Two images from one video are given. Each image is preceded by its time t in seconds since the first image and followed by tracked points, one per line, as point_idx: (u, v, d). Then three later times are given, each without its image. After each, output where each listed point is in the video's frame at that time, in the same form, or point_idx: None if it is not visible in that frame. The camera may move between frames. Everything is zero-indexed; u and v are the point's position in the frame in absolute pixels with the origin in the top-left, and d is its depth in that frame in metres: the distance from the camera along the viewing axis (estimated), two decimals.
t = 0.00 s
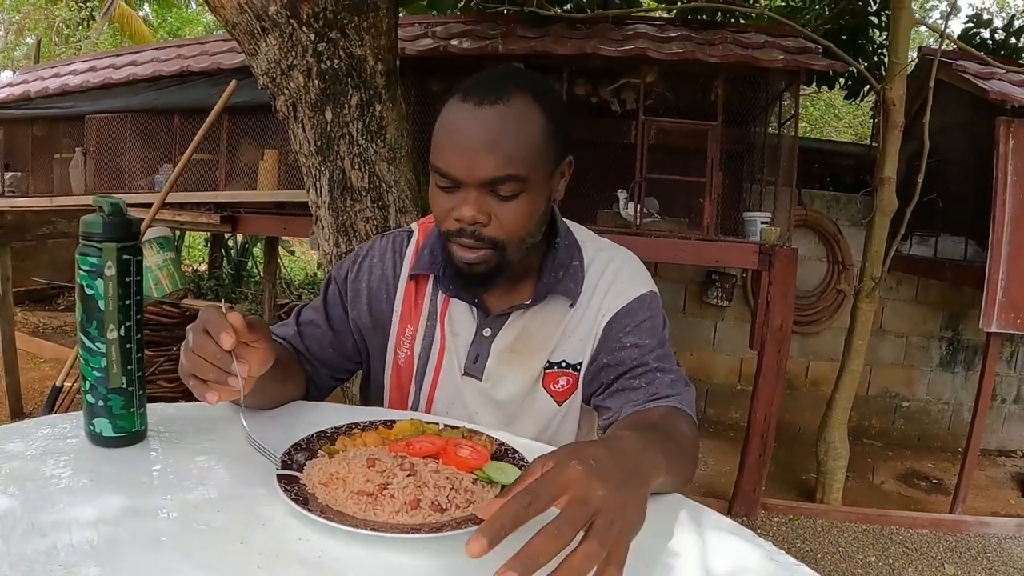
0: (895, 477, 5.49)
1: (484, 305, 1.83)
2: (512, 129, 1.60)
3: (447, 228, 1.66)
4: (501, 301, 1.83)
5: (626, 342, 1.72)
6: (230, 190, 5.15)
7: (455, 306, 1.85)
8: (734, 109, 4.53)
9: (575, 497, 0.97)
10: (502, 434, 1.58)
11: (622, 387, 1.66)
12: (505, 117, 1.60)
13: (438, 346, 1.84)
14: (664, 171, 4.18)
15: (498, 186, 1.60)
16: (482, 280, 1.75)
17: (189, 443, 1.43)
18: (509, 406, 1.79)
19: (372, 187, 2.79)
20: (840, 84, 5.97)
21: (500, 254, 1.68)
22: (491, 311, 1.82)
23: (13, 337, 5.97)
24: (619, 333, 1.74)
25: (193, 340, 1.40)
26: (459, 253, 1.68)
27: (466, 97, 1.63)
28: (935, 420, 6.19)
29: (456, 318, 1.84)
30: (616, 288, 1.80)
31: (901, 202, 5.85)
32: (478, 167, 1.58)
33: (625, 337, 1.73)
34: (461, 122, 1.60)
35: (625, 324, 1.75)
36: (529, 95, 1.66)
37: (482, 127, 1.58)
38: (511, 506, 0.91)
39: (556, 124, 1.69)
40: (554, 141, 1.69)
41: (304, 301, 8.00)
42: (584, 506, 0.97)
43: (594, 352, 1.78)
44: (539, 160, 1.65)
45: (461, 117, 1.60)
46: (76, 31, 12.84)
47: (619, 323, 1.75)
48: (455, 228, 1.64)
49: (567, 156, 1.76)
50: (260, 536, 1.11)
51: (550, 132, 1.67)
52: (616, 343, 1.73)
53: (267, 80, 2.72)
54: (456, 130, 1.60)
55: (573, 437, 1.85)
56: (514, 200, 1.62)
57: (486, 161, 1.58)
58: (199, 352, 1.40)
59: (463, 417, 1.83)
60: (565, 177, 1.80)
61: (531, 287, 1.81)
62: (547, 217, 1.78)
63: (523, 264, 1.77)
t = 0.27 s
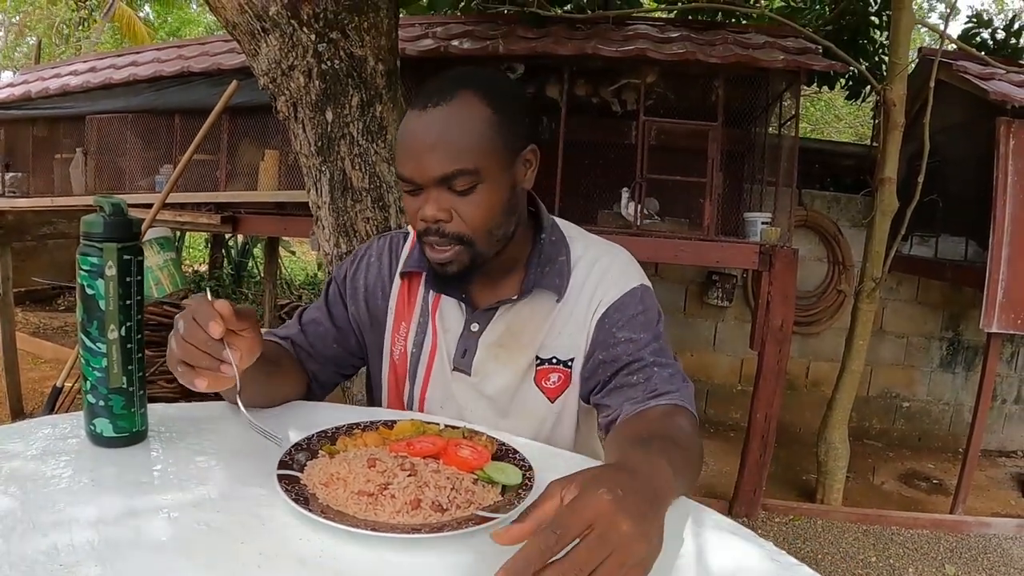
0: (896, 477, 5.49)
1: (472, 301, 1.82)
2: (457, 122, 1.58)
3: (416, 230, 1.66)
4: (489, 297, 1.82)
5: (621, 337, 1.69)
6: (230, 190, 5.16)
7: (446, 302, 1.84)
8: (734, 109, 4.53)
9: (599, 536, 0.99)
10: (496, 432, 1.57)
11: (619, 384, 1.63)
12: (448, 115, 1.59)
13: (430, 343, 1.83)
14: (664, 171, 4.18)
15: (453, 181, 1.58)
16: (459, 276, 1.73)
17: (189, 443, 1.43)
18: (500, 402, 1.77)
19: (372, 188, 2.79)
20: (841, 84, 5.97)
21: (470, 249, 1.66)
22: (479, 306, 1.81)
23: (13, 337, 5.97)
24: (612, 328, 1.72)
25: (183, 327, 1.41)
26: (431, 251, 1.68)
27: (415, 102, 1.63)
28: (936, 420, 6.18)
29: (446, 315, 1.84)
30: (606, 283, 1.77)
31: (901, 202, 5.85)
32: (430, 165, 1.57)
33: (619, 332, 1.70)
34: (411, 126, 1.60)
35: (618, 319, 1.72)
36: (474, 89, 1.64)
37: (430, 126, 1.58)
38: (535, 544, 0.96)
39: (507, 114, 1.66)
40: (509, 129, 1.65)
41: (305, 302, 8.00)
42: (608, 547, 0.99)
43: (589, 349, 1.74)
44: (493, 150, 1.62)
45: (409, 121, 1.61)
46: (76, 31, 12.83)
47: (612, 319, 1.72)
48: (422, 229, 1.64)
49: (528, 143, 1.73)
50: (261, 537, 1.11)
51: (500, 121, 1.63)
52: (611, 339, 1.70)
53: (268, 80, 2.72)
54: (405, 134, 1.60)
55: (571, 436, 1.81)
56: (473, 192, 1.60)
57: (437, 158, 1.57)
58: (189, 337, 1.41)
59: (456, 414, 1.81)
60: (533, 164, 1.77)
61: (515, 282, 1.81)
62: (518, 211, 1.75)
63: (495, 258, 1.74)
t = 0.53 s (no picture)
0: (895, 476, 5.49)
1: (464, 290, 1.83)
2: (447, 109, 1.63)
3: (410, 216, 1.69)
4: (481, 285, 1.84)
5: (608, 327, 1.68)
6: (229, 191, 5.16)
7: (441, 293, 1.85)
8: (733, 109, 4.53)
9: (631, 532, 0.95)
10: (491, 433, 1.57)
11: (603, 372, 1.61)
12: (437, 104, 1.63)
13: (425, 333, 1.84)
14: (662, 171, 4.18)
15: (445, 165, 1.62)
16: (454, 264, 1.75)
17: (187, 444, 1.43)
18: (492, 391, 1.76)
19: (371, 188, 2.79)
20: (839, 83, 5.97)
21: (464, 233, 1.69)
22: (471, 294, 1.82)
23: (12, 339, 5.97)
24: (600, 317, 1.70)
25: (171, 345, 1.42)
26: (426, 237, 1.70)
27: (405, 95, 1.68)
28: (935, 419, 6.18)
29: (441, 305, 1.84)
30: (596, 273, 1.76)
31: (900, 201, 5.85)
32: (422, 150, 1.61)
33: (606, 321, 1.69)
34: (402, 117, 1.65)
35: (606, 308, 1.70)
36: (460, 80, 1.69)
37: (420, 114, 1.63)
38: (567, 535, 0.91)
39: (494, 103, 1.71)
40: (496, 116, 1.70)
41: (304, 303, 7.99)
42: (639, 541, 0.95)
43: (577, 337, 1.73)
44: (483, 136, 1.67)
45: (400, 113, 1.65)
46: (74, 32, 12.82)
47: (600, 308, 1.71)
48: (416, 214, 1.67)
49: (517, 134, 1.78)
50: (259, 538, 1.11)
51: (487, 109, 1.68)
52: (598, 327, 1.69)
53: (266, 81, 2.72)
54: (397, 123, 1.65)
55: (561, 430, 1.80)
56: (465, 176, 1.64)
57: (428, 143, 1.62)
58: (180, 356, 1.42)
59: (450, 405, 1.80)
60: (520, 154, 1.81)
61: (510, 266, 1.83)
62: (507, 198, 1.78)
63: (488, 245, 1.76)
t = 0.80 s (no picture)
0: (895, 477, 5.49)
1: (472, 284, 1.83)
2: (461, 108, 1.64)
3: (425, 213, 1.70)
4: (489, 280, 1.83)
5: (606, 317, 1.68)
6: (229, 192, 5.16)
7: (448, 286, 1.85)
8: (733, 109, 4.54)
9: (664, 542, 0.96)
10: (493, 433, 1.57)
11: (598, 360, 1.62)
12: (450, 102, 1.65)
13: (432, 326, 1.83)
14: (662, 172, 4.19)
15: (459, 163, 1.64)
16: (466, 261, 1.76)
17: (188, 444, 1.43)
18: (497, 384, 1.75)
19: (371, 189, 2.79)
20: (839, 83, 5.97)
21: (479, 228, 1.70)
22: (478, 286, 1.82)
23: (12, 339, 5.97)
24: (599, 308, 1.70)
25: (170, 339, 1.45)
26: (441, 235, 1.71)
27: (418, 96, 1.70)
28: (935, 419, 6.19)
29: (449, 300, 1.84)
30: (599, 267, 1.77)
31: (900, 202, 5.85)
32: (437, 149, 1.63)
33: (605, 312, 1.69)
34: (415, 116, 1.66)
35: (606, 300, 1.71)
36: (471, 78, 1.70)
37: (434, 112, 1.64)
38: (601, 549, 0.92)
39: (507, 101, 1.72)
40: (507, 114, 1.72)
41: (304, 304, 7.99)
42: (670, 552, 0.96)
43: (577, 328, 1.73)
44: (498, 133, 1.69)
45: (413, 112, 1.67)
46: (74, 32, 12.81)
47: (599, 299, 1.71)
48: (431, 211, 1.68)
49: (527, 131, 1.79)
50: (259, 538, 1.10)
51: (499, 107, 1.70)
52: (596, 317, 1.69)
53: (266, 82, 2.72)
54: (411, 121, 1.66)
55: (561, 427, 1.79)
56: (478, 174, 1.66)
57: (443, 141, 1.63)
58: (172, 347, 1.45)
59: (455, 398, 1.79)
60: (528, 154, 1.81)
61: (516, 262, 1.83)
62: (519, 195, 1.79)
63: (501, 242, 1.77)
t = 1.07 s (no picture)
0: (895, 477, 5.49)
1: (488, 285, 1.82)
2: (498, 114, 1.64)
3: (451, 216, 1.69)
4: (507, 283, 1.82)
5: (619, 317, 1.70)
6: (229, 191, 5.16)
7: (463, 286, 1.85)
8: (733, 109, 4.54)
9: (690, 551, 0.98)
10: (495, 432, 1.56)
11: (609, 358, 1.63)
12: (487, 105, 1.64)
13: (444, 327, 1.83)
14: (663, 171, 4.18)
15: (492, 169, 1.64)
16: (487, 265, 1.76)
17: (188, 443, 1.43)
18: (511, 385, 1.75)
19: (371, 188, 2.79)
20: (840, 83, 5.97)
21: (505, 235, 1.70)
22: (496, 289, 1.82)
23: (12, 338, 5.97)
24: (612, 308, 1.72)
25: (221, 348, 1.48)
26: (466, 239, 1.71)
27: (450, 95, 1.69)
28: (935, 419, 6.19)
29: (463, 300, 1.84)
30: (613, 269, 1.78)
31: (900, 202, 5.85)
32: (471, 153, 1.62)
33: (618, 312, 1.71)
34: (449, 116, 1.65)
35: (619, 300, 1.72)
36: (507, 80, 1.69)
37: (470, 115, 1.63)
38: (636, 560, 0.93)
39: (539, 109, 1.72)
40: (540, 122, 1.72)
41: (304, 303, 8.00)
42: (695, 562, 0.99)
43: (589, 327, 1.74)
44: (530, 143, 1.69)
45: (446, 112, 1.66)
46: (74, 31, 12.81)
47: (613, 299, 1.73)
48: (458, 214, 1.67)
49: (556, 141, 1.80)
50: (259, 538, 1.10)
51: (533, 114, 1.70)
52: (609, 317, 1.71)
53: (266, 81, 2.72)
54: (445, 122, 1.65)
55: (566, 425, 1.80)
56: (509, 181, 1.66)
57: (478, 146, 1.62)
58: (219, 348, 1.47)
59: (467, 399, 1.78)
60: (556, 162, 1.84)
61: (533, 269, 1.82)
62: (543, 202, 1.80)
63: (523, 248, 1.77)
